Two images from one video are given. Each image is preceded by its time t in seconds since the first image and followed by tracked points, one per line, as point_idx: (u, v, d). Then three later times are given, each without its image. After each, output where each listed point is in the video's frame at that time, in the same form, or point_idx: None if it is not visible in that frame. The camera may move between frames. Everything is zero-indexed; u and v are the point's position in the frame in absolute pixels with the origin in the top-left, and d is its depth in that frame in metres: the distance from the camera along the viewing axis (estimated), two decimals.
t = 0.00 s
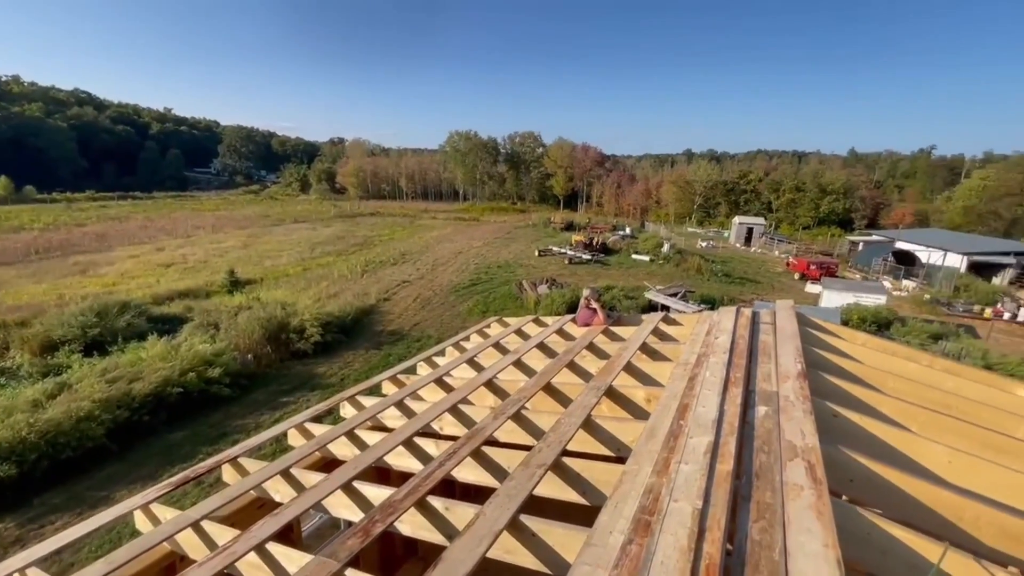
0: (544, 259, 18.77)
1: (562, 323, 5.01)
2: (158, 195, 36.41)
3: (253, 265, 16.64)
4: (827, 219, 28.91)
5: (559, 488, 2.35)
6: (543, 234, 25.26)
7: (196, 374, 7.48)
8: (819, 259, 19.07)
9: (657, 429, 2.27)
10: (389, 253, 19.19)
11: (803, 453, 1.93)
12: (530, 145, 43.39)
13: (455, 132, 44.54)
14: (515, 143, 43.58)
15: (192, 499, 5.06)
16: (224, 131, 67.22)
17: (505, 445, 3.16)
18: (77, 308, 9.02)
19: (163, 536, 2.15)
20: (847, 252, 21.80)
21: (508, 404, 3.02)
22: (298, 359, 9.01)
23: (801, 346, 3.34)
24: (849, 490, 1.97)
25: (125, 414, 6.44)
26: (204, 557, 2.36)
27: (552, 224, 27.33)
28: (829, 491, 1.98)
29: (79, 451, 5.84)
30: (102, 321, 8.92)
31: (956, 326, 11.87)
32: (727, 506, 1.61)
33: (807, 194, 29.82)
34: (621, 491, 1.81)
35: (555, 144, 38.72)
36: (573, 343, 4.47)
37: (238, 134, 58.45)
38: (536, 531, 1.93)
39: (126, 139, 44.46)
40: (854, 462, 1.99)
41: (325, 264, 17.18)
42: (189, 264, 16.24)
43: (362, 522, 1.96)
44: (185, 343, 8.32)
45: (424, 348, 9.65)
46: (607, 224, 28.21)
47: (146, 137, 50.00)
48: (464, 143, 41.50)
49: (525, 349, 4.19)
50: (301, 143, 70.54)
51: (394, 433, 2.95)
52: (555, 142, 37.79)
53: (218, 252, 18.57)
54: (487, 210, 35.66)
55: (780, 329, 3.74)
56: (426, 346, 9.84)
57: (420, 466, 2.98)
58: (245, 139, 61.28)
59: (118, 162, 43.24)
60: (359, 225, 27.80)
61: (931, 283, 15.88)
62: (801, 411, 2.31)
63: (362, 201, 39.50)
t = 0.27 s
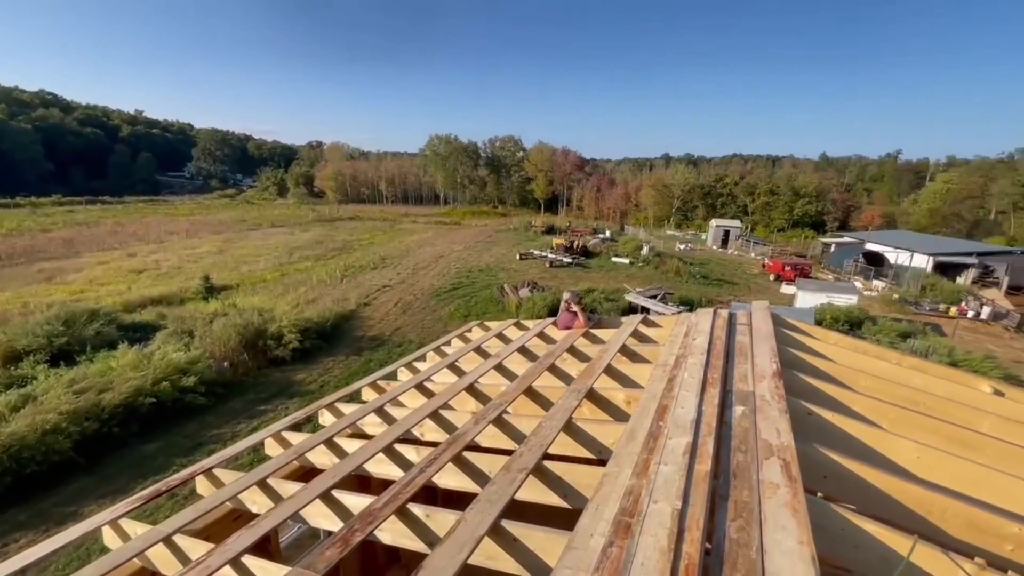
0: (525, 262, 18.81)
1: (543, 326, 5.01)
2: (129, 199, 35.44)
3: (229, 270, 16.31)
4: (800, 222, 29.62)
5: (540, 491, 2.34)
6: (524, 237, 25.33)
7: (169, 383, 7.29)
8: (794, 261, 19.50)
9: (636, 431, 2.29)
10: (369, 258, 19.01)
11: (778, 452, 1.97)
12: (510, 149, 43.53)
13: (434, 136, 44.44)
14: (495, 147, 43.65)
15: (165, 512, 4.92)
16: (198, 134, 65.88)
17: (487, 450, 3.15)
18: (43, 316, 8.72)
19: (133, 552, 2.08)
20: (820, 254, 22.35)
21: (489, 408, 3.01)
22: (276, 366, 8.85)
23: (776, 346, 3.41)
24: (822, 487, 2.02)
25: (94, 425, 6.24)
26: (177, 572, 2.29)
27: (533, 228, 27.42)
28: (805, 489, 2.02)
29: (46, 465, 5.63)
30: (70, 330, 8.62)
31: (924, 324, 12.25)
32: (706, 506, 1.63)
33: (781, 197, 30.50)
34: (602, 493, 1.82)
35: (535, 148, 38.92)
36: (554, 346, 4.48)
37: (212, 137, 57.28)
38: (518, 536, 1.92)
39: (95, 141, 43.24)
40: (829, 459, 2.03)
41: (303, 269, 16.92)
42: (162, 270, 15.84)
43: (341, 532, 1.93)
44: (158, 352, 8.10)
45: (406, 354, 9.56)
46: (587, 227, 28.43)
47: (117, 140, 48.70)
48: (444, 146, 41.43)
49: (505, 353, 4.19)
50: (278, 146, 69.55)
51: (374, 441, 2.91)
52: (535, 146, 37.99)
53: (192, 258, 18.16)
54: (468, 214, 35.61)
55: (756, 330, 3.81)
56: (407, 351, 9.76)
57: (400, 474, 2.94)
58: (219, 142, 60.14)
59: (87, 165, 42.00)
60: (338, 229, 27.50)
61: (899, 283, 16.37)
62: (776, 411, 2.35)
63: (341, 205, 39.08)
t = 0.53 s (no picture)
0: (506, 266, 18.81)
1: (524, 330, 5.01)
2: (98, 204, 34.37)
3: (203, 276, 15.94)
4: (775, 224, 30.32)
5: (521, 495, 2.34)
6: (505, 241, 25.34)
7: (141, 393, 7.09)
8: (768, 262, 19.92)
9: (616, 432, 2.30)
10: (348, 262, 18.77)
11: (755, 451, 2.00)
12: (490, 152, 43.56)
13: (414, 139, 44.22)
14: (475, 150, 43.62)
15: (137, 526, 4.77)
16: (170, 136, 64.32)
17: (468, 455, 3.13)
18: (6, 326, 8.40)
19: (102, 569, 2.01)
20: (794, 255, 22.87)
21: (469, 413, 2.99)
22: (253, 373, 8.67)
23: (752, 346, 3.47)
24: (798, 484, 2.06)
25: (61, 438, 6.03)
26: None
27: (513, 231, 27.46)
28: (779, 485, 2.06)
29: (9, 480, 5.41)
30: (35, 339, 8.32)
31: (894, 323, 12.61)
32: (685, 507, 1.65)
33: (756, 200, 31.10)
34: (582, 495, 1.83)
35: (515, 152, 39.00)
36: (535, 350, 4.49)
37: (185, 140, 56.02)
38: (499, 541, 1.91)
39: (61, 144, 41.88)
40: (803, 457, 2.07)
41: (281, 274, 16.64)
42: (133, 276, 15.40)
43: (319, 543, 1.89)
44: (129, 361, 7.87)
45: (386, 359, 9.46)
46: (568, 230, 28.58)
47: (84, 143, 47.27)
48: (424, 150, 41.26)
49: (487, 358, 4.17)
50: (254, 150, 68.36)
51: (353, 449, 2.86)
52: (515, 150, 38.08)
53: (164, 264, 17.70)
54: (448, 218, 35.48)
55: (733, 331, 3.87)
56: (388, 356, 9.66)
57: (380, 481, 2.90)
58: (193, 145, 58.82)
59: (53, 169, 40.64)
60: (316, 233, 27.13)
61: (869, 284, 16.86)
62: (753, 410, 2.39)
63: (320, 209, 38.56)
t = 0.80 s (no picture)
0: (487, 269, 18.78)
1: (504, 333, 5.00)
2: (64, 208, 33.26)
3: (176, 282, 15.55)
4: (750, 226, 30.97)
5: (503, 499, 2.33)
6: (485, 244, 25.32)
7: (110, 404, 6.88)
8: (744, 263, 20.32)
9: (597, 434, 2.32)
10: (326, 267, 18.51)
11: (732, 450, 2.03)
12: (470, 155, 43.53)
13: (393, 142, 43.96)
14: (455, 154, 43.54)
15: (106, 542, 4.61)
16: (141, 138, 62.64)
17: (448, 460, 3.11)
18: None
19: None
20: (768, 256, 23.37)
21: (450, 418, 2.97)
22: (229, 381, 8.47)
23: (729, 347, 3.53)
24: (774, 482, 2.10)
25: (24, 451, 5.81)
26: None
27: (494, 234, 27.46)
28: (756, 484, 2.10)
29: None
30: None
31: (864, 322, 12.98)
32: (665, 507, 1.66)
33: (731, 203, 31.61)
34: (562, 498, 1.83)
35: (495, 155, 39.03)
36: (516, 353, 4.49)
37: (156, 142, 54.62)
38: (480, 547, 1.90)
39: (25, 146, 40.42)
40: (778, 455, 2.11)
41: (257, 279, 16.32)
42: (102, 283, 14.93)
43: (295, 553, 1.85)
44: (97, 370, 7.62)
45: (366, 364, 9.34)
46: (548, 233, 28.70)
47: (50, 144, 45.70)
48: (403, 153, 41.05)
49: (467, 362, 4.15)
50: (229, 152, 67.06)
51: (332, 456, 2.82)
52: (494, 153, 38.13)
53: (134, 269, 17.20)
54: (428, 221, 35.31)
55: (709, 331, 3.93)
56: (368, 361, 9.53)
57: (360, 489, 2.86)
58: (164, 147, 57.39)
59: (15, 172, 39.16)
60: (294, 237, 26.71)
61: (840, 284, 17.33)
62: (730, 410, 2.43)
63: (297, 213, 37.97)
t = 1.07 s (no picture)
0: (467, 271, 18.74)
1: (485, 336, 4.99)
2: (27, 212, 32.06)
3: (147, 287, 15.12)
4: (725, 228, 31.56)
5: (484, 503, 2.32)
6: (465, 246, 25.27)
7: (76, 415, 6.66)
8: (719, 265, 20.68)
9: (577, 436, 2.33)
10: (303, 270, 18.22)
11: (709, 449, 2.06)
12: (449, 158, 43.45)
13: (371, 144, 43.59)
14: (434, 156, 43.38)
15: (71, 559, 4.45)
16: (108, 139, 60.81)
17: (429, 465, 3.08)
18: None
19: None
20: (743, 258, 23.84)
21: (430, 423, 2.95)
22: (203, 388, 8.27)
23: (705, 347, 3.59)
24: (750, 479, 2.14)
25: None
26: None
27: (474, 237, 27.43)
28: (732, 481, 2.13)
29: None
30: None
31: (835, 321, 13.34)
32: (645, 507, 1.68)
33: (707, 205, 32.09)
34: (544, 501, 1.83)
35: (475, 158, 39.04)
36: (496, 355, 4.49)
37: (125, 144, 53.13)
38: (461, 552, 1.89)
39: None
40: (754, 453, 2.15)
41: (231, 284, 15.97)
42: (67, 289, 14.43)
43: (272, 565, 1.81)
44: (62, 379, 7.37)
45: (345, 369, 9.21)
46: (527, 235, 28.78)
47: (12, 146, 44.07)
48: (382, 155, 40.75)
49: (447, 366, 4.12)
50: (202, 155, 65.67)
51: (309, 463, 2.77)
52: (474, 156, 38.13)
53: (102, 275, 16.68)
54: (408, 224, 35.08)
55: (686, 331, 4.00)
56: (347, 366, 9.40)
57: (338, 497, 2.82)
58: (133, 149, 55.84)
59: None
60: (270, 241, 26.26)
61: (812, 284, 17.77)
62: (707, 409, 2.46)
63: (273, 216, 37.33)
